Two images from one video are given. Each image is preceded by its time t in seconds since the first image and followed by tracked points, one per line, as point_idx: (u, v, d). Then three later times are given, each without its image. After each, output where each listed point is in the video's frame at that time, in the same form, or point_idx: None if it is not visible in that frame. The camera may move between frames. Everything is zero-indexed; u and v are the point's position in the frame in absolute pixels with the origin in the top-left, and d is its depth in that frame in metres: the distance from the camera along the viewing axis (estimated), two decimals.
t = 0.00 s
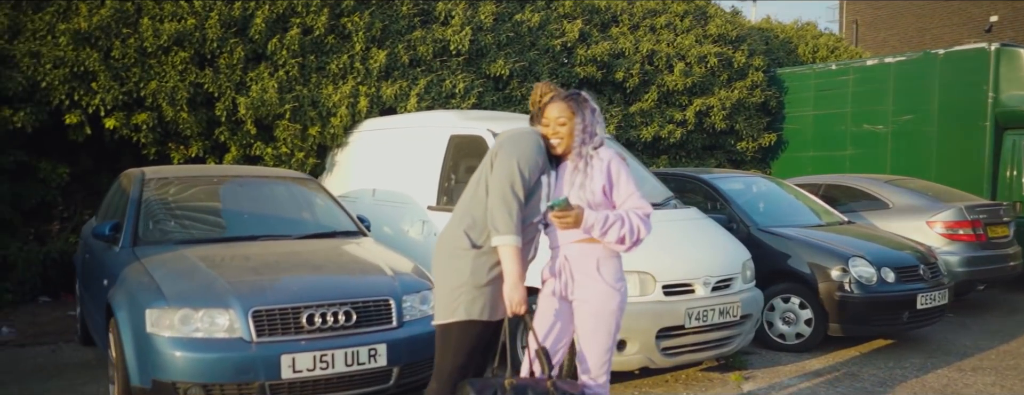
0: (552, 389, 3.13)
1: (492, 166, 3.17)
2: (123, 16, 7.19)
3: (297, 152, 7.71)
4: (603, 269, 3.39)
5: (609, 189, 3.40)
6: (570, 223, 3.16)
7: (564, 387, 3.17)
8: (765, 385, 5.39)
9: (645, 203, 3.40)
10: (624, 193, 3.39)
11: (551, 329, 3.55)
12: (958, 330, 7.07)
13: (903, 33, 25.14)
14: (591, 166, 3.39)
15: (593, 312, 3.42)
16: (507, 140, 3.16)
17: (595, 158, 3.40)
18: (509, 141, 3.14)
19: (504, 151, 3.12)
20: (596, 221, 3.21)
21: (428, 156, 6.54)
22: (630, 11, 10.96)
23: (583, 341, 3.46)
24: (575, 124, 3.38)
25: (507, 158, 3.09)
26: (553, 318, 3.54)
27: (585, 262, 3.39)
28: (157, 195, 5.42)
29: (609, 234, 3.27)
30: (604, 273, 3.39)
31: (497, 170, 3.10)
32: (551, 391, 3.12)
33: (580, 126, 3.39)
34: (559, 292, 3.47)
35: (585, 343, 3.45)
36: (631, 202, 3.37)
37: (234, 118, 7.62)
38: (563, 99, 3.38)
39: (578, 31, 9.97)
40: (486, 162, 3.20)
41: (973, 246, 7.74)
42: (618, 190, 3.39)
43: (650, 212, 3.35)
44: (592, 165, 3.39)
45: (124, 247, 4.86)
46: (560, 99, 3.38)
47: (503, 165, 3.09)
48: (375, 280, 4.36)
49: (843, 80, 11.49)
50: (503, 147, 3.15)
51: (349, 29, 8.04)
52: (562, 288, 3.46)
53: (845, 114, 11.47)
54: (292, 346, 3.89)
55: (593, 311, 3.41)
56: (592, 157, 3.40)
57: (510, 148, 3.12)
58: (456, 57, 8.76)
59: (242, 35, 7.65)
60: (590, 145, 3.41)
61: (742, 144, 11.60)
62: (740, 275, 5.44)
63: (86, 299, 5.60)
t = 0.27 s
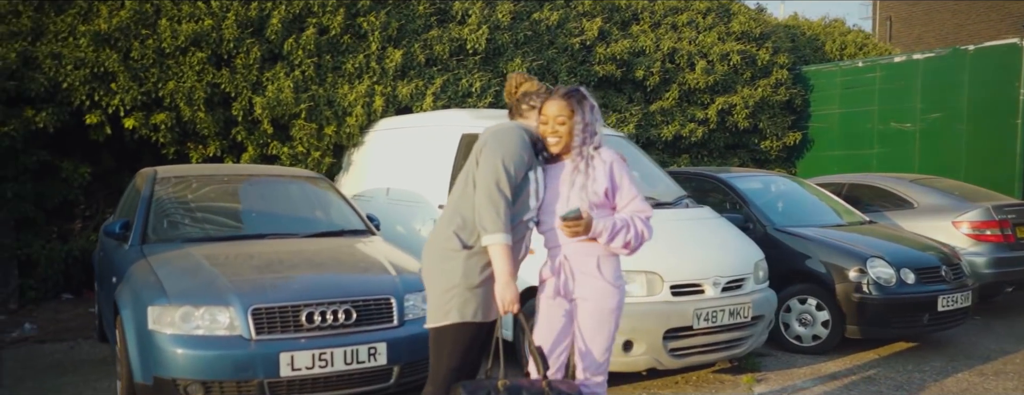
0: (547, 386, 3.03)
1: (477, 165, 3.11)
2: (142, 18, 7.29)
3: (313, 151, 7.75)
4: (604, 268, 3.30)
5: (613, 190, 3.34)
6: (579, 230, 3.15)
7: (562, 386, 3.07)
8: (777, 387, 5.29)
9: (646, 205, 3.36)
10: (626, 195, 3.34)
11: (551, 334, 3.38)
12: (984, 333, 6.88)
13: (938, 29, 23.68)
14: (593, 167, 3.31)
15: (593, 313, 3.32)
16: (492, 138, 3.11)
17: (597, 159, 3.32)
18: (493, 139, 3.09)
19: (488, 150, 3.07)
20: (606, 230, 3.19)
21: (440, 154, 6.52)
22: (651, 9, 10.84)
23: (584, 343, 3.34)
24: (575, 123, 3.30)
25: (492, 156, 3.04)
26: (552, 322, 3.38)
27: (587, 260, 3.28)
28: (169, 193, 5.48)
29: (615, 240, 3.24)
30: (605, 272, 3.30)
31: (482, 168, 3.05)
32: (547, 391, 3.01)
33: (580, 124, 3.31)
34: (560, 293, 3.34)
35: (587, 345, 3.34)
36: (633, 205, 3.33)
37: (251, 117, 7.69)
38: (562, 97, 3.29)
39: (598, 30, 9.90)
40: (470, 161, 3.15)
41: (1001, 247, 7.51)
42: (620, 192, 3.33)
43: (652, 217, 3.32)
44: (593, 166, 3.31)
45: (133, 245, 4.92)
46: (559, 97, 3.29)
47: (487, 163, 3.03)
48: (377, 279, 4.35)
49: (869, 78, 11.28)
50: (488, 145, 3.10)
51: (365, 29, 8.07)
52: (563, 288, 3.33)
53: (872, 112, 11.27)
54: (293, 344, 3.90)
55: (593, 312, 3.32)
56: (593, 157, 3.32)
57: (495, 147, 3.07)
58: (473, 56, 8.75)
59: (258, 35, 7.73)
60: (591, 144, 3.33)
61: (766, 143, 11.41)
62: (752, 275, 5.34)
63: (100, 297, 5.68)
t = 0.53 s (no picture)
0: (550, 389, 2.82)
1: (458, 164, 2.79)
2: (163, 19, 7.42)
3: (332, 150, 7.78)
4: (609, 265, 3.25)
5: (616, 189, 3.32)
6: (597, 237, 3.11)
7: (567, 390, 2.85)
8: (793, 389, 5.18)
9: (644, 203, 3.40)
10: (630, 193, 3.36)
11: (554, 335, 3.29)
12: (1013, 336, 6.68)
13: (977, 25, 22.21)
14: (597, 167, 3.26)
15: (601, 314, 3.26)
16: (470, 133, 2.79)
17: (600, 158, 3.28)
18: (472, 135, 2.77)
19: (468, 146, 2.75)
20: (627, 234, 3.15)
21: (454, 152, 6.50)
22: (674, 6, 10.73)
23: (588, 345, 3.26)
24: (577, 126, 3.23)
25: (471, 153, 2.72)
26: (556, 323, 3.29)
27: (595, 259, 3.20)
28: (182, 191, 5.54)
29: (625, 243, 3.23)
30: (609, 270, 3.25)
31: (462, 167, 2.73)
32: None
33: (582, 126, 3.23)
34: (567, 293, 3.23)
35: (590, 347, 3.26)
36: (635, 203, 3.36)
37: (270, 117, 7.75)
38: (562, 99, 3.20)
39: (619, 27, 9.81)
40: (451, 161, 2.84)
41: None
42: (625, 191, 3.33)
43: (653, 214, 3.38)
44: (597, 165, 3.26)
45: (145, 242, 4.98)
46: (559, 99, 3.20)
47: (467, 161, 2.72)
48: (381, 277, 4.34)
49: (899, 75, 11.04)
50: (466, 141, 2.79)
51: (383, 28, 8.12)
52: (569, 288, 3.22)
53: (902, 109, 11.05)
54: (295, 341, 3.90)
55: (600, 312, 3.25)
56: (596, 158, 3.27)
57: (473, 143, 2.74)
58: (491, 55, 8.73)
59: (277, 35, 7.82)
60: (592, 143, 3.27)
61: (793, 142, 11.18)
62: (767, 275, 5.24)
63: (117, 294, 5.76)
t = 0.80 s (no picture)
0: None
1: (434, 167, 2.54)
2: (178, 18, 7.51)
3: (344, 148, 7.79)
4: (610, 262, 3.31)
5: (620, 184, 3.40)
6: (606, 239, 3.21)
7: None
8: (803, 391, 5.09)
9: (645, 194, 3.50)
10: (634, 186, 3.43)
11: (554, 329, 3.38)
12: None
13: (1007, 20, 21.50)
14: (600, 163, 3.35)
15: (602, 311, 3.33)
16: (443, 132, 2.55)
17: (602, 155, 3.36)
18: (445, 135, 2.52)
19: (442, 146, 2.51)
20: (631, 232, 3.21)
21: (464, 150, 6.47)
22: (692, 3, 10.62)
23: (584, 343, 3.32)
24: (575, 125, 3.32)
25: (446, 154, 2.48)
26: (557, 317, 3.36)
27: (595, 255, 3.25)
28: (191, 188, 5.58)
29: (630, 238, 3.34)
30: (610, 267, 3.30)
31: (438, 170, 2.49)
32: None
33: (579, 123, 3.32)
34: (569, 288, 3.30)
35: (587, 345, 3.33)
36: (640, 196, 3.44)
37: (283, 115, 7.79)
38: (556, 100, 3.31)
39: (635, 25, 9.73)
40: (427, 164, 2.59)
41: None
42: (629, 185, 3.40)
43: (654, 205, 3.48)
44: (599, 162, 3.33)
45: (151, 238, 5.02)
46: (552, 101, 3.32)
47: (443, 165, 2.48)
48: (382, 274, 4.33)
49: (922, 72, 10.86)
50: (439, 141, 2.54)
51: (396, 27, 8.15)
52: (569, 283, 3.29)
53: (924, 107, 10.87)
54: (295, 338, 3.90)
55: (600, 308, 3.32)
56: (598, 154, 3.36)
57: (447, 143, 2.50)
58: (505, 53, 8.71)
59: (290, 34, 7.89)
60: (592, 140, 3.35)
61: (813, 140, 11.01)
62: (777, 274, 5.15)
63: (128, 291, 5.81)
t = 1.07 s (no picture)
0: None
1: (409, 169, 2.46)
2: (200, 19, 7.62)
3: (364, 147, 7.82)
4: (617, 259, 3.33)
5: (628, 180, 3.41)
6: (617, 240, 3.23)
7: None
8: (821, 392, 4.98)
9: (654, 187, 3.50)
10: (641, 181, 3.44)
11: (560, 325, 3.42)
12: None
13: None
14: (606, 161, 3.35)
15: (607, 305, 3.33)
16: (414, 131, 2.46)
17: (607, 153, 3.36)
18: (416, 135, 2.42)
19: (414, 147, 2.42)
20: (637, 231, 3.22)
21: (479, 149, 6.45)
22: None
23: (589, 341, 3.34)
24: (576, 123, 3.29)
25: (418, 156, 2.39)
26: (563, 312, 3.39)
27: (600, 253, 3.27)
28: (207, 185, 5.64)
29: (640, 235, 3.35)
30: (616, 264, 3.33)
31: (412, 174, 2.41)
32: None
33: (581, 121, 3.29)
34: (574, 284, 3.33)
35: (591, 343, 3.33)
36: (647, 190, 3.44)
37: (304, 114, 7.84)
38: (555, 100, 3.27)
39: (658, 22, 9.62)
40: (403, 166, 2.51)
41: None
42: (636, 180, 3.41)
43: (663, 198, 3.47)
44: (604, 161, 3.33)
45: (165, 236, 5.08)
46: (552, 101, 3.28)
47: (417, 169, 2.39)
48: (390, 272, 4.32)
49: (956, 67, 10.62)
50: (412, 140, 2.45)
51: (416, 25, 8.18)
52: (573, 279, 3.32)
53: (957, 103, 10.63)
54: (300, 335, 3.91)
55: (604, 303, 3.32)
56: (602, 152, 3.36)
57: (419, 144, 2.41)
58: (526, 51, 8.69)
59: (310, 34, 7.96)
60: (594, 137, 3.34)
61: (842, 138, 10.80)
62: (794, 273, 5.04)
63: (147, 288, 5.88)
